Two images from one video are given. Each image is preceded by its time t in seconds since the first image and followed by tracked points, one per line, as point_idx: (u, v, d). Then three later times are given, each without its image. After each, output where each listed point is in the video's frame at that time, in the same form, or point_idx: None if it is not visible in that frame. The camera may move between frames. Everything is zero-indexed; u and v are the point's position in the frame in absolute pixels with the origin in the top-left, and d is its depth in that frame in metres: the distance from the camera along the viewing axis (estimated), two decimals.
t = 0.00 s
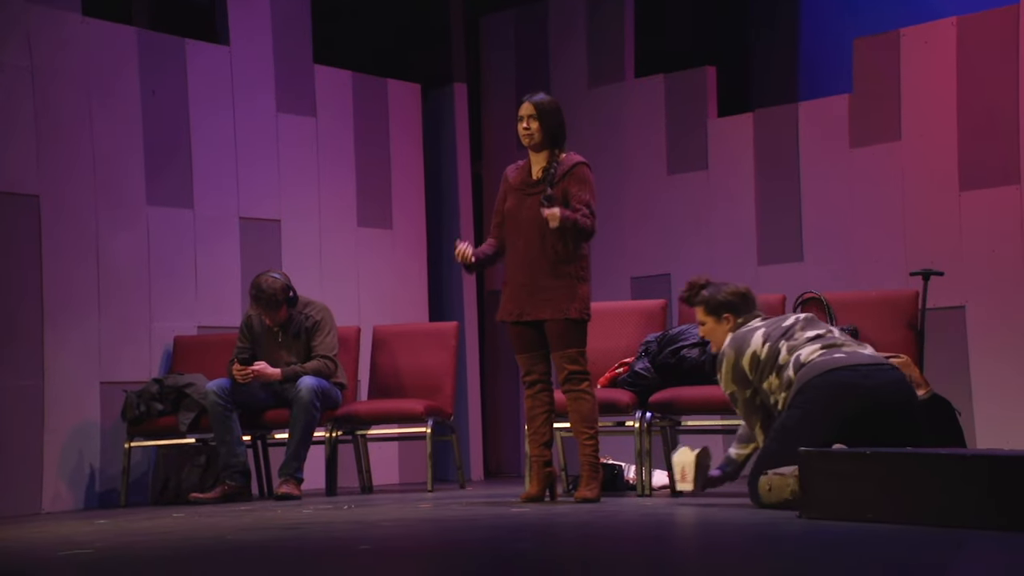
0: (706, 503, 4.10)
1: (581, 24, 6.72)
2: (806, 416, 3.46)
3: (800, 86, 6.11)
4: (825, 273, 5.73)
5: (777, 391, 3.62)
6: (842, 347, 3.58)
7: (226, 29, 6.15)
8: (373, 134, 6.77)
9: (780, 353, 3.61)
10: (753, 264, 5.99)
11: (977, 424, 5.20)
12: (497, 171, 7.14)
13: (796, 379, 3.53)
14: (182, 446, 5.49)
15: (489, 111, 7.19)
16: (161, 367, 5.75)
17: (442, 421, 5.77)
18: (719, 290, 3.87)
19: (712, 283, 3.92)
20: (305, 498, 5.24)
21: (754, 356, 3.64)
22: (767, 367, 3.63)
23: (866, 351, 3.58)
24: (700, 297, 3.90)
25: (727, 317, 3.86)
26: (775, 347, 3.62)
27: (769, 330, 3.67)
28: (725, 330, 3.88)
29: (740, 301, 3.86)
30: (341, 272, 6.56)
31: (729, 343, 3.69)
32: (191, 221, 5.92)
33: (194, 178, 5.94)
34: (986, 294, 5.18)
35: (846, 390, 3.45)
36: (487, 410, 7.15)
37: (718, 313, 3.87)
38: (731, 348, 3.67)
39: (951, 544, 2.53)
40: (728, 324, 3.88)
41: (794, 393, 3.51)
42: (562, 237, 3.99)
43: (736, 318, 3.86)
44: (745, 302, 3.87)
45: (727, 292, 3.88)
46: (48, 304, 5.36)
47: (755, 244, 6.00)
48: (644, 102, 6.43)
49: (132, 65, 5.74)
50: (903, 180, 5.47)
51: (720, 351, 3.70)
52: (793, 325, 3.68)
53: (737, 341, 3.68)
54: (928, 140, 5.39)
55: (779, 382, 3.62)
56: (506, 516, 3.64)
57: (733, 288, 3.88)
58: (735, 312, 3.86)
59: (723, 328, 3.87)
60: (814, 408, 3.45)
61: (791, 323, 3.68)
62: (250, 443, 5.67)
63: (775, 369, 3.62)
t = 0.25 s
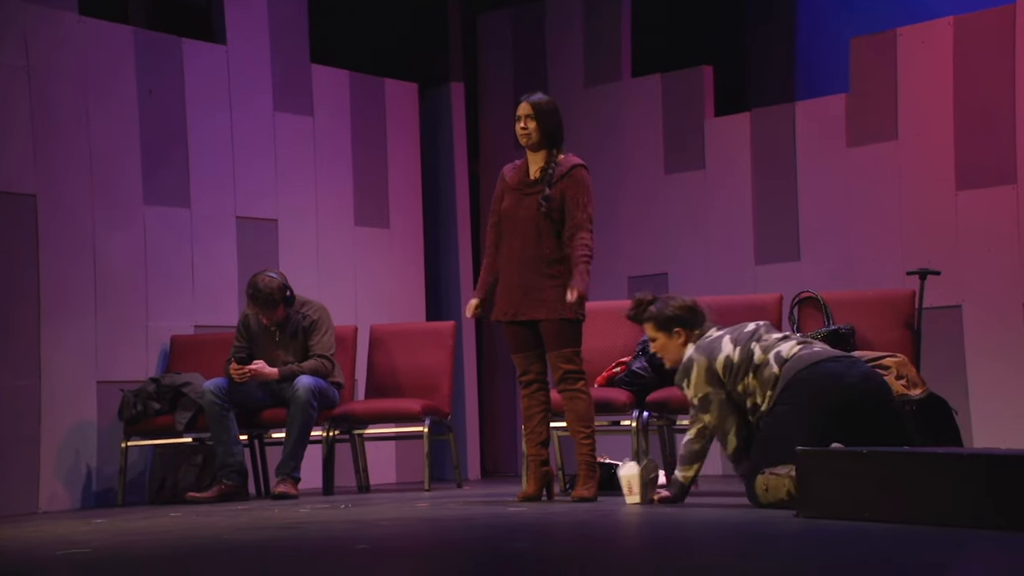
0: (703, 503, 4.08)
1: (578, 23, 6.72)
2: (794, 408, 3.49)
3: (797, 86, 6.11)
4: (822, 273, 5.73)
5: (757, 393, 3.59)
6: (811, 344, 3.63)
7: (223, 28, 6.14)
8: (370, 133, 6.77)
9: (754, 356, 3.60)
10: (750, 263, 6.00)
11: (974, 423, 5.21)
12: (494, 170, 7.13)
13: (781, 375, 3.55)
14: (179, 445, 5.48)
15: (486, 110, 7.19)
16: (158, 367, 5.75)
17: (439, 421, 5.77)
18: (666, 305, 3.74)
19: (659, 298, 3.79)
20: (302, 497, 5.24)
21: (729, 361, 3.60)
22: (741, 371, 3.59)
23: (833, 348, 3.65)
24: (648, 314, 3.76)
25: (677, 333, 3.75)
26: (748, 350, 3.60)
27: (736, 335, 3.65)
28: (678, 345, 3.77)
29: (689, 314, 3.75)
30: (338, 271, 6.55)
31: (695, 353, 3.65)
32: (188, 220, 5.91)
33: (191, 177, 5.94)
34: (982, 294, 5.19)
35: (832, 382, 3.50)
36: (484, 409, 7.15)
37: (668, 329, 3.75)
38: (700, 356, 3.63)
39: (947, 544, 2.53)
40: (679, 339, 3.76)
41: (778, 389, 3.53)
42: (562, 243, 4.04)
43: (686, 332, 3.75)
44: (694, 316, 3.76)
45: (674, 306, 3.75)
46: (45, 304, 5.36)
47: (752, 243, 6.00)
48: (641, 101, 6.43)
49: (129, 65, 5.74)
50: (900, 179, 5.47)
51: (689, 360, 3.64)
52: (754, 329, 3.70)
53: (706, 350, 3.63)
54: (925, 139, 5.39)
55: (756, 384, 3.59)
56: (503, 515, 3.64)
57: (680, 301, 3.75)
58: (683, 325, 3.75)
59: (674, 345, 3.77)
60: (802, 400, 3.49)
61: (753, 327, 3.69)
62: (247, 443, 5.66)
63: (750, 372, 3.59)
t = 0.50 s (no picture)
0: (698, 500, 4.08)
1: (576, 21, 6.71)
2: (779, 402, 3.51)
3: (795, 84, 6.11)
4: (819, 270, 5.74)
5: (735, 385, 3.61)
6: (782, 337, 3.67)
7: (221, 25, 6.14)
8: (368, 132, 6.77)
9: (730, 349, 3.60)
10: (748, 261, 6.00)
11: (970, 421, 5.21)
12: (492, 168, 7.13)
13: (763, 366, 3.57)
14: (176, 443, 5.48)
15: (483, 108, 7.19)
16: (155, 364, 5.75)
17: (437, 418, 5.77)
18: (629, 300, 3.71)
19: (624, 292, 3.75)
20: (300, 495, 5.24)
21: (704, 353, 3.59)
22: (718, 364, 3.60)
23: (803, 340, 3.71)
24: (613, 307, 3.74)
25: (640, 328, 3.71)
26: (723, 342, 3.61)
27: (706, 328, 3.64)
28: (642, 340, 3.73)
29: (654, 310, 3.70)
30: (336, 269, 6.55)
31: (672, 346, 3.59)
32: (185, 218, 5.91)
33: (188, 175, 5.93)
34: (979, 291, 5.20)
35: (813, 374, 3.53)
36: (482, 407, 7.16)
37: (631, 324, 3.71)
38: (678, 348, 3.58)
39: (944, 542, 2.54)
40: (643, 335, 3.72)
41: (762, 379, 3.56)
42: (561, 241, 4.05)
43: (651, 327, 3.71)
44: (660, 312, 3.71)
45: (636, 301, 3.71)
46: (42, 302, 5.36)
47: (749, 241, 6.00)
48: (638, 98, 6.43)
49: (127, 62, 5.74)
50: (897, 177, 5.48)
51: (667, 352, 3.57)
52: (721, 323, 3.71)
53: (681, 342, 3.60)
54: (923, 137, 5.39)
55: (733, 377, 3.61)
56: (500, 513, 3.64)
57: (643, 297, 3.71)
58: (648, 320, 3.70)
59: (637, 340, 3.72)
60: (785, 394, 3.51)
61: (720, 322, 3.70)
62: (245, 441, 5.66)
63: (727, 365, 3.61)
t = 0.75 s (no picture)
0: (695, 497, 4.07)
1: (574, 18, 6.71)
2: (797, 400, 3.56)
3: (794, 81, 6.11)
4: (817, 268, 5.74)
5: (739, 381, 3.60)
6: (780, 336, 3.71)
7: (219, 22, 6.13)
8: (366, 129, 6.77)
9: (735, 345, 3.60)
10: (746, 258, 6.00)
11: (969, 418, 5.21)
12: (490, 165, 7.13)
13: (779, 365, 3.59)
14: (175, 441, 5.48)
15: (482, 106, 7.18)
16: (154, 362, 5.74)
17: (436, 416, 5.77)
18: (628, 293, 3.70)
19: (622, 285, 3.74)
20: (299, 492, 5.24)
21: (706, 348, 3.58)
22: (722, 360, 3.59)
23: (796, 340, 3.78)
24: (612, 300, 3.72)
25: (639, 322, 3.70)
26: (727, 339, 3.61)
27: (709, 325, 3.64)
28: (640, 334, 3.71)
29: (654, 303, 3.70)
30: (334, 266, 6.55)
31: (672, 340, 3.59)
32: (184, 215, 5.91)
33: (186, 172, 5.93)
34: (977, 289, 5.20)
35: (823, 377, 3.59)
36: (480, 404, 7.15)
37: (630, 317, 3.70)
38: (679, 342, 3.58)
39: (941, 539, 2.54)
40: (641, 328, 3.71)
41: (778, 378, 3.58)
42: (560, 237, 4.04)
43: (649, 321, 3.70)
44: (658, 305, 3.69)
45: (636, 294, 3.70)
46: (40, 299, 5.36)
47: (747, 238, 6.00)
48: (637, 96, 6.43)
49: (124, 59, 5.73)
50: (896, 174, 5.48)
51: (667, 346, 3.57)
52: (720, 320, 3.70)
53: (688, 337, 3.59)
54: (921, 134, 5.39)
55: (740, 371, 3.60)
56: (498, 510, 3.64)
57: (642, 290, 3.70)
58: (646, 314, 3.69)
59: (635, 334, 3.71)
60: (803, 394, 3.57)
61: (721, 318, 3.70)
62: (243, 438, 5.66)
63: (731, 359, 3.59)
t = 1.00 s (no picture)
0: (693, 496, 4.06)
1: (573, 16, 6.71)
2: (810, 400, 3.58)
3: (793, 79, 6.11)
4: (816, 266, 5.74)
5: (752, 379, 3.61)
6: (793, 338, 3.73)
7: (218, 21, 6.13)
8: (365, 128, 6.77)
9: (752, 344, 3.61)
10: (745, 256, 6.00)
11: (968, 416, 5.22)
12: (489, 163, 7.13)
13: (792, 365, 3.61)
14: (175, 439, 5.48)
15: (481, 104, 7.18)
16: (153, 360, 5.74)
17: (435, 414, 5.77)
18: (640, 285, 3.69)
19: (634, 277, 3.72)
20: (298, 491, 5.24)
21: (722, 346, 3.59)
22: (738, 357, 3.60)
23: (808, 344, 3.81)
24: (625, 296, 3.70)
25: (654, 313, 3.69)
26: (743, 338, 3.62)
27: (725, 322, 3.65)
28: (655, 327, 3.70)
29: (668, 295, 3.69)
30: (334, 265, 6.55)
31: (690, 332, 3.59)
32: (183, 213, 5.90)
33: (186, 170, 5.93)
34: (976, 287, 5.20)
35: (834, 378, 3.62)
36: (480, 403, 7.16)
37: (644, 308, 3.68)
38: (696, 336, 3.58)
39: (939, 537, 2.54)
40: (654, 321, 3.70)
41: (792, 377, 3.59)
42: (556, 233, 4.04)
43: (665, 313, 3.69)
44: (671, 295, 3.70)
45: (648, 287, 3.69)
46: (39, 297, 5.35)
47: (746, 236, 6.00)
48: (636, 94, 6.43)
49: (123, 58, 5.73)
50: (895, 172, 5.48)
51: (683, 339, 3.57)
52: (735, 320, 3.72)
53: (703, 332, 3.59)
54: (920, 132, 5.39)
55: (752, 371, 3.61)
56: (498, 508, 3.64)
57: (654, 282, 3.69)
58: (659, 307, 3.68)
59: (648, 326, 3.70)
60: (814, 394, 3.58)
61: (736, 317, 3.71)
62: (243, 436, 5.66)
63: (748, 359, 3.60)
